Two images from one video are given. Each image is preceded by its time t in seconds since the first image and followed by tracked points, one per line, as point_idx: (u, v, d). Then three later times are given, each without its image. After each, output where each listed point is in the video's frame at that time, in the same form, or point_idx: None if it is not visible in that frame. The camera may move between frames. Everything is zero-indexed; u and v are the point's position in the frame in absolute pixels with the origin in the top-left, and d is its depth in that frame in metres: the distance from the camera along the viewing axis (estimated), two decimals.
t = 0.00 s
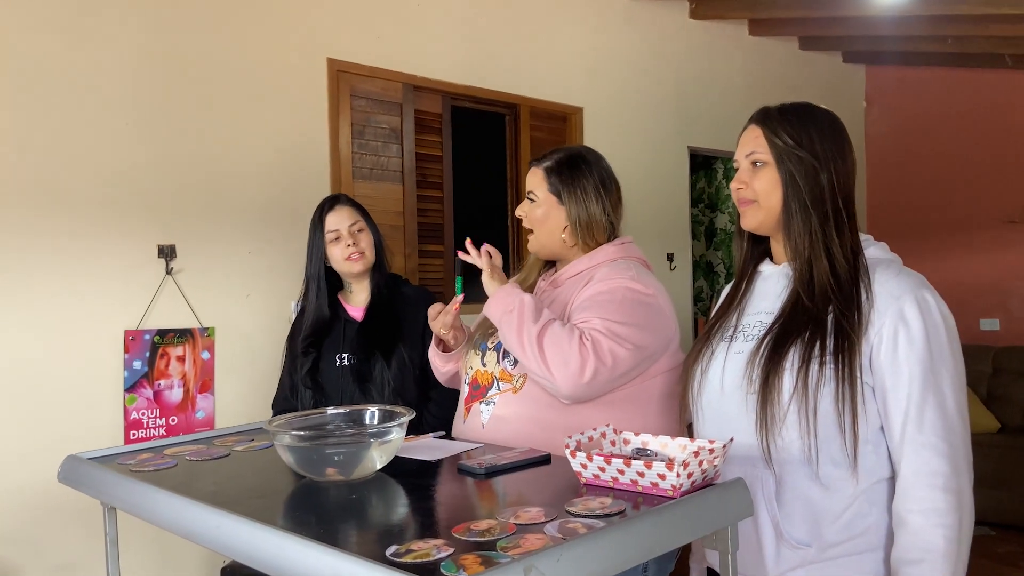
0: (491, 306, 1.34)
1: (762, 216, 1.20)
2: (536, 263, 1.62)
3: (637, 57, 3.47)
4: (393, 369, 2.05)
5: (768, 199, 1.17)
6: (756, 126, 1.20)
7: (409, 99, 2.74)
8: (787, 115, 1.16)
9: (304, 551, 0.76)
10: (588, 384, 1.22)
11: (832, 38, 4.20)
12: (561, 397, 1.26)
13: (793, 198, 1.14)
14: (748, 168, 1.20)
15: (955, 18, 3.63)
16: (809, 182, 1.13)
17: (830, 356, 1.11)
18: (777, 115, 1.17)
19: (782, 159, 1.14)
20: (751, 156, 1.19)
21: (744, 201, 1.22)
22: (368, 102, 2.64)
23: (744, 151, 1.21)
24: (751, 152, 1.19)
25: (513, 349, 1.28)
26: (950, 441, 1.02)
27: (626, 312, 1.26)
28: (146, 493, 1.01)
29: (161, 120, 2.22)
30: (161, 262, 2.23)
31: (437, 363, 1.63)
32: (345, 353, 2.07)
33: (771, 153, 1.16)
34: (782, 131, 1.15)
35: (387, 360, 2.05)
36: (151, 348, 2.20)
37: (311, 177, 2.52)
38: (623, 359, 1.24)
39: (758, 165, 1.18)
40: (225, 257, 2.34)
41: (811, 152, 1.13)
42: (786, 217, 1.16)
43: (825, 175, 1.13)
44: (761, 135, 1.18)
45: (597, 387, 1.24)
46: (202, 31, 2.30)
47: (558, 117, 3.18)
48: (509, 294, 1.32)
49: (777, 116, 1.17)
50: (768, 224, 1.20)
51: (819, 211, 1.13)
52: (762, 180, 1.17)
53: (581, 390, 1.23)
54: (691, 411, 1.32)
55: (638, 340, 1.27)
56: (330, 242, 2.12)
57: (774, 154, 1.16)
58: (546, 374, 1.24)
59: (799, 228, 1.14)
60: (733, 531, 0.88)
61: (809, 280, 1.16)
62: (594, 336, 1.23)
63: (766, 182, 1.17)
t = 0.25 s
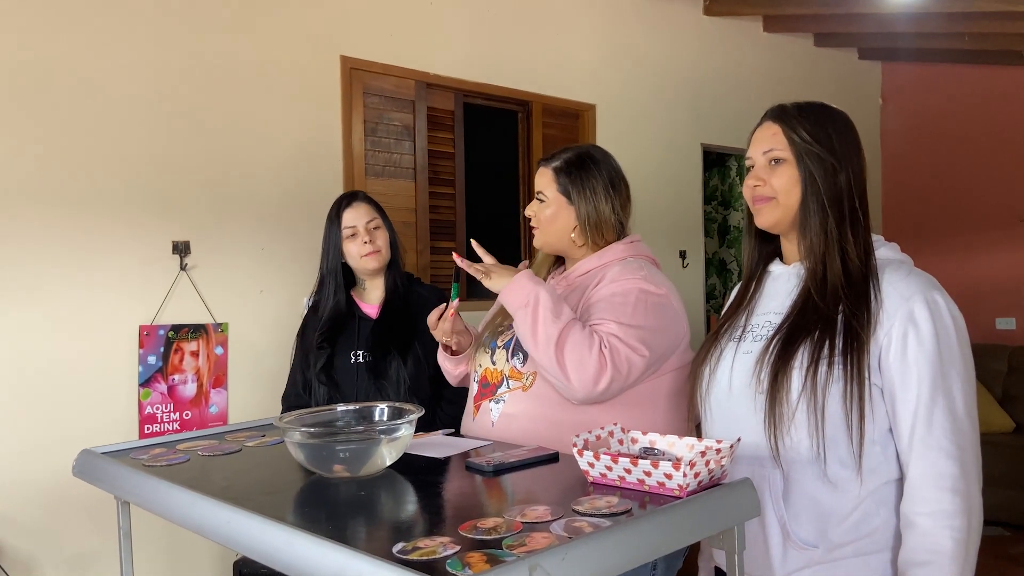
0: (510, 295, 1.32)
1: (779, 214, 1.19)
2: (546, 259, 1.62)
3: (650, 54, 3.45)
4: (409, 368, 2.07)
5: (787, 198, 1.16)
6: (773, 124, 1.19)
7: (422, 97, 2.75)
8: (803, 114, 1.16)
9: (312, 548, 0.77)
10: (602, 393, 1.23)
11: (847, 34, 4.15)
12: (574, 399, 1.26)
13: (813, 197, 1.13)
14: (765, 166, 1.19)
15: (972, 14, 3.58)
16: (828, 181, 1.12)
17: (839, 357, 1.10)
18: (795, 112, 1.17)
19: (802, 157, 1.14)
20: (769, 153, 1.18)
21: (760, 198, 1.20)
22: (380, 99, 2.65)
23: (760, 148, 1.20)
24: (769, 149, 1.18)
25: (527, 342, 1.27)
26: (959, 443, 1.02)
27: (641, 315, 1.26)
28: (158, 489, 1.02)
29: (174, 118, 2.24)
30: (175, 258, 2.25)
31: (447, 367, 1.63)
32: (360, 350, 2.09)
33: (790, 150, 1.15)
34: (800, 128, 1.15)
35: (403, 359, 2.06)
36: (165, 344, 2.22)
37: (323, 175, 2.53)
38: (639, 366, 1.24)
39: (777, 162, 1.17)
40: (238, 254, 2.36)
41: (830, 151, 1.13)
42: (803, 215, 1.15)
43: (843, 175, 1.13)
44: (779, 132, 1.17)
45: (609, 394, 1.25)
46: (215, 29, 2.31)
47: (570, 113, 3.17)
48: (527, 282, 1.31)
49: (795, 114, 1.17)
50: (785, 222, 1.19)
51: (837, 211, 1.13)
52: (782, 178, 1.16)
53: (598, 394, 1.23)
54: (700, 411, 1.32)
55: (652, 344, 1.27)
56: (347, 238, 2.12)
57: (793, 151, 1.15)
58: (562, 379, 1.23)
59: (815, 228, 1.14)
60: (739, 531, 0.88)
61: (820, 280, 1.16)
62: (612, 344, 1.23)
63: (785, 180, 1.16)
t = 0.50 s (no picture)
0: (513, 303, 1.31)
1: (793, 212, 1.18)
2: (551, 261, 1.63)
3: (660, 53, 3.45)
4: (418, 368, 2.08)
5: (805, 196, 1.16)
6: (785, 122, 1.19)
7: (431, 96, 2.76)
8: (815, 112, 1.17)
9: (318, 541, 0.79)
10: (611, 397, 1.23)
11: (858, 32, 4.13)
12: (582, 401, 1.27)
13: (830, 196, 1.14)
14: (778, 163, 1.19)
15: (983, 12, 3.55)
16: (845, 178, 1.13)
17: (844, 355, 1.11)
18: (809, 111, 1.17)
19: (820, 154, 1.14)
20: (783, 150, 1.18)
21: (774, 195, 1.20)
22: (390, 98, 2.66)
23: (773, 146, 1.20)
24: (784, 147, 1.18)
25: (533, 351, 1.26)
26: (963, 442, 1.02)
27: (649, 317, 1.26)
28: (168, 483, 1.04)
29: (186, 117, 2.27)
30: (187, 256, 2.28)
31: (454, 368, 1.64)
32: (370, 350, 2.09)
33: (807, 148, 1.16)
34: (814, 125, 1.15)
35: (413, 359, 2.08)
36: (177, 341, 2.25)
37: (333, 173, 2.54)
38: (647, 369, 1.25)
39: (792, 160, 1.17)
40: (249, 252, 2.38)
41: (844, 149, 1.14)
42: (821, 214, 1.15)
43: (855, 175, 1.14)
44: (794, 130, 1.17)
45: (619, 396, 1.26)
46: (226, 29, 2.33)
47: (580, 112, 3.18)
48: (529, 291, 1.29)
49: (808, 112, 1.17)
50: (800, 219, 1.19)
51: (850, 210, 1.13)
52: (799, 175, 1.16)
53: (606, 397, 1.23)
54: (704, 409, 1.33)
55: (660, 346, 1.27)
56: (358, 237, 2.13)
57: (810, 147, 1.15)
58: (570, 383, 1.24)
59: (829, 225, 1.14)
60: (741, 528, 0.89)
61: (828, 279, 1.16)
62: (621, 347, 1.23)
63: (801, 178, 1.16)
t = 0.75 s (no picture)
0: (514, 311, 1.33)
1: (802, 211, 1.19)
2: (555, 260, 1.63)
3: (666, 53, 3.45)
4: (426, 368, 2.10)
5: (815, 195, 1.16)
6: (793, 121, 1.19)
7: (438, 96, 2.77)
8: (822, 110, 1.18)
9: (324, 536, 0.80)
10: (616, 394, 1.23)
11: (865, 31, 4.12)
12: (587, 401, 1.27)
13: (841, 195, 1.14)
14: (787, 162, 1.19)
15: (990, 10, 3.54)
16: (853, 176, 1.14)
17: (849, 353, 1.11)
18: (816, 110, 1.18)
19: (830, 153, 1.15)
20: (791, 149, 1.18)
21: (782, 194, 1.19)
22: (397, 99, 2.68)
23: (781, 144, 1.20)
24: (794, 146, 1.18)
25: (537, 354, 1.28)
26: (968, 439, 1.02)
27: (653, 316, 1.27)
28: (177, 479, 1.06)
29: (195, 118, 2.29)
30: (196, 256, 2.30)
31: (459, 368, 1.65)
32: (377, 349, 2.10)
33: (816, 147, 1.16)
34: (822, 122, 1.16)
35: (421, 359, 2.09)
36: (186, 340, 2.27)
37: (340, 174, 2.56)
38: (651, 367, 1.25)
39: (801, 159, 1.17)
40: (257, 252, 2.40)
41: (852, 147, 1.15)
42: (831, 214, 1.16)
43: (861, 174, 1.15)
44: (803, 128, 1.17)
45: (623, 395, 1.26)
46: (234, 31, 2.36)
47: (586, 113, 3.18)
48: (534, 297, 1.32)
49: (815, 111, 1.18)
50: (810, 217, 1.19)
51: (858, 209, 1.14)
52: (808, 174, 1.16)
53: (610, 396, 1.24)
54: (709, 408, 1.33)
55: (665, 345, 1.27)
56: (365, 236, 2.15)
57: (819, 146, 1.16)
58: (574, 383, 1.25)
59: (837, 222, 1.15)
60: (744, 525, 0.89)
61: (833, 277, 1.17)
62: (624, 346, 1.23)
63: (811, 177, 1.16)
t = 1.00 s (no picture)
0: (513, 319, 1.34)
1: (803, 215, 1.19)
2: (555, 263, 1.64)
3: (667, 57, 3.46)
4: (428, 372, 2.11)
5: (816, 198, 1.17)
6: (794, 124, 1.20)
7: (441, 102, 2.79)
8: (821, 114, 1.18)
9: (330, 539, 0.81)
10: (618, 397, 1.24)
11: (866, 35, 4.13)
12: (589, 405, 1.28)
13: (842, 198, 1.15)
14: (787, 165, 1.20)
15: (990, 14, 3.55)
16: (853, 179, 1.15)
17: (849, 355, 1.12)
18: (816, 114, 1.18)
19: (831, 156, 1.15)
20: (791, 153, 1.19)
21: (782, 198, 1.20)
22: (401, 105, 2.69)
23: (782, 148, 1.20)
24: (795, 150, 1.18)
25: (537, 361, 1.29)
26: (969, 439, 1.03)
27: (652, 319, 1.27)
28: (184, 483, 1.07)
29: (200, 125, 2.30)
30: (201, 262, 2.31)
31: (463, 372, 1.66)
32: (379, 354, 2.11)
33: (817, 150, 1.17)
34: (821, 125, 1.17)
35: (423, 364, 2.11)
36: (191, 345, 2.28)
37: (344, 179, 2.57)
38: (651, 369, 1.26)
39: (802, 163, 1.18)
40: (262, 258, 2.41)
41: (852, 150, 1.16)
42: (831, 219, 1.17)
43: (861, 178, 1.16)
44: (804, 133, 1.18)
45: (624, 398, 1.26)
46: (239, 38, 2.37)
47: (588, 117, 3.19)
48: (532, 305, 1.33)
49: (816, 114, 1.18)
50: (810, 220, 1.20)
51: (858, 212, 1.15)
52: (808, 177, 1.17)
53: (611, 399, 1.24)
54: (711, 412, 1.34)
55: (665, 348, 1.28)
56: (366, 241, 2.16)
57: (820, 150, 1.16)
58: (575, 388, 1.25)
59: (837, 225, 1.16)
60: (745, 526, 0.90)
61: (833, 280, 1.17)
62: (623, 349, 1.24)
63: (810, 181, 1.17)
